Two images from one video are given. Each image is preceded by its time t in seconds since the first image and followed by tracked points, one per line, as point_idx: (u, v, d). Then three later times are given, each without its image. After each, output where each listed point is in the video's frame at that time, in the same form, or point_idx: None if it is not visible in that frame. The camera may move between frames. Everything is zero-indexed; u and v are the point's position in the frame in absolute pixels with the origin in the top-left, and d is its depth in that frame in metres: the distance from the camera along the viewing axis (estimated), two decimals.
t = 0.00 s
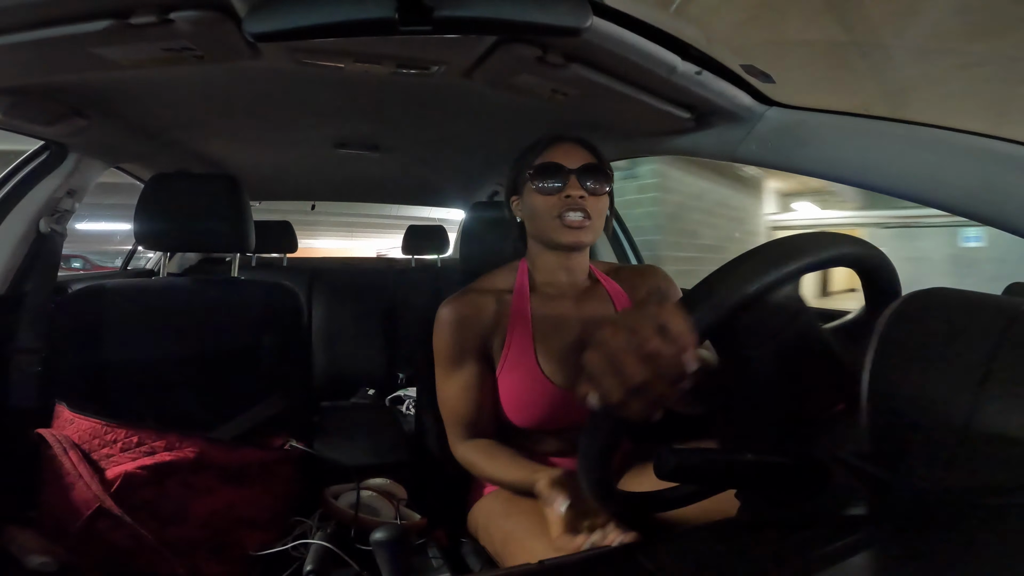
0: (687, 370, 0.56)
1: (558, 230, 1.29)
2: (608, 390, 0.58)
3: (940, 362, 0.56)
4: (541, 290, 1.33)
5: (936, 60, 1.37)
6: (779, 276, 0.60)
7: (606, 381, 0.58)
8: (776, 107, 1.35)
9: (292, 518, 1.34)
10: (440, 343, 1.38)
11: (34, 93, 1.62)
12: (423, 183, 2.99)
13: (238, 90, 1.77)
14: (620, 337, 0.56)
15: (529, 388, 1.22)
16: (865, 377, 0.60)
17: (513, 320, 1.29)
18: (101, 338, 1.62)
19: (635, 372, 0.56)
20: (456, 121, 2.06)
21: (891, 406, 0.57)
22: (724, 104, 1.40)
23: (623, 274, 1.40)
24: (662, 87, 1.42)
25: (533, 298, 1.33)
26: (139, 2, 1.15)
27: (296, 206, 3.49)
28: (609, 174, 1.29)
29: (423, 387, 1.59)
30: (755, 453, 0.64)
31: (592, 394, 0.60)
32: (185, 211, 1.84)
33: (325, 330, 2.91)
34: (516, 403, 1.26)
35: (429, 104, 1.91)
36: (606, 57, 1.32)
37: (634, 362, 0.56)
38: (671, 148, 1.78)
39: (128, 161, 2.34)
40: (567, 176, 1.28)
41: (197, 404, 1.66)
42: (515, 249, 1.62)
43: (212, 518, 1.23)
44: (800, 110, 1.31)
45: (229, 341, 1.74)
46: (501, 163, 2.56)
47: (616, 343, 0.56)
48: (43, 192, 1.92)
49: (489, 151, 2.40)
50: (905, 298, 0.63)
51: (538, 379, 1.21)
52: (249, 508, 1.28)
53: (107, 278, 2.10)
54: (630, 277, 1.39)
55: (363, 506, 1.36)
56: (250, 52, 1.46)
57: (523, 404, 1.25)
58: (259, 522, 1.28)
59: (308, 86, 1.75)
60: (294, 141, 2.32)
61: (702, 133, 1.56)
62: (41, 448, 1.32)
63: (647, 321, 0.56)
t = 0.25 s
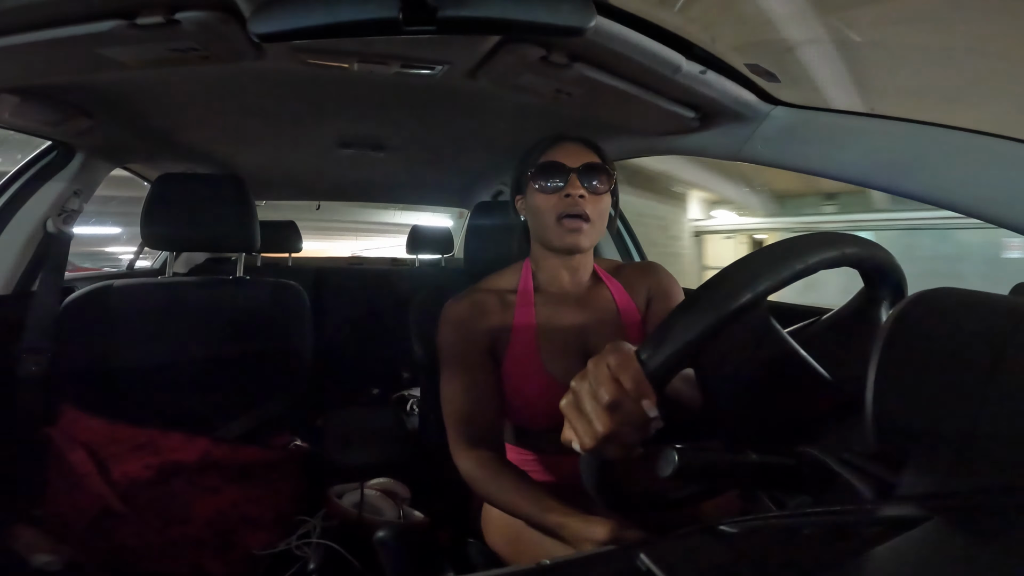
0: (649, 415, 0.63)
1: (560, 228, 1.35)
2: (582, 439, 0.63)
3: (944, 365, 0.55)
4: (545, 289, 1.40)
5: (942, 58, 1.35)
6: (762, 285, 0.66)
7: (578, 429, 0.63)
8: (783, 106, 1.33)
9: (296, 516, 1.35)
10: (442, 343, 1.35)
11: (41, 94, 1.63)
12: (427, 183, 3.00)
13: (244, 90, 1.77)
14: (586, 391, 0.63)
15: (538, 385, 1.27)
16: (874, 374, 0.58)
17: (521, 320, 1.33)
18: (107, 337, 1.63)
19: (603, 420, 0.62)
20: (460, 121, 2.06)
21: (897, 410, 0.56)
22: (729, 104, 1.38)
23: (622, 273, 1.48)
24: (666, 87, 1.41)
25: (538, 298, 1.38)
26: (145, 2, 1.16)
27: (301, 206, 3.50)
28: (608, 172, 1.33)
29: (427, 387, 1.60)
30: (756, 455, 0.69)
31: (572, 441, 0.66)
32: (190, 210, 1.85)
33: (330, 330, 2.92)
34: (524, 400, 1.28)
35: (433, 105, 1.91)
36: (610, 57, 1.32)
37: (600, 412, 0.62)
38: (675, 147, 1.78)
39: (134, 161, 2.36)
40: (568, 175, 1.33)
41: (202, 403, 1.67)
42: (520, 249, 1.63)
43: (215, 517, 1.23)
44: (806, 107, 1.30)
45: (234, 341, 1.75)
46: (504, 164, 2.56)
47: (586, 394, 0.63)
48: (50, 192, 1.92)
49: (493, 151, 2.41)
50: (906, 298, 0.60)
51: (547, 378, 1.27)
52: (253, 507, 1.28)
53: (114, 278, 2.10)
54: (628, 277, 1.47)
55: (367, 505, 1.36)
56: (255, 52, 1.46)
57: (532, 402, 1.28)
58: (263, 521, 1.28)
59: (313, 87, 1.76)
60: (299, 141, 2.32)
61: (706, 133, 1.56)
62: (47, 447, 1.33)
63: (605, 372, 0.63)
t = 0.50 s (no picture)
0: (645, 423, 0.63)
1: (561, 226, 1.37)
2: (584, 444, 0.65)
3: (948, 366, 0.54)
4: (546, 288, 1.42)
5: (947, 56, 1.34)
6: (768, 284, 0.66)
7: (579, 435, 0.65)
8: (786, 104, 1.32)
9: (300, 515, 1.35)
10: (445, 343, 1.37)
11: (46, 95, 1.63)
12: (431, 182, 3.00)
13: (248, 89, 1.78)
14: (585, 398, 0.65)
15: (539, 385, 1.28)
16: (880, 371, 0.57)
17: (522, 320, 1.33)
18: (113, 337, 1.63)
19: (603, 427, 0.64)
20: (464, 121, 2.06)
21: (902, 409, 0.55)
22: (733, 103, 1.37)
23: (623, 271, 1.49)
24: (669, 86, 1.41)
25: (539, 297, 1.39)
26: (149, 2, 1.16)
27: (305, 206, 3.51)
28: (609, 170, 1.35)
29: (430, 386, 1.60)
30: (761, 455, 0.70)
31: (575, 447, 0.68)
32: (194, 211, 1.86)
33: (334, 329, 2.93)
34: (527, 399, 1.29)
35: (437, 104, 1.91)
36: (613, 56, 1.31)
37: (597, 419, 0.63)
38: (679, 146, 1.78)
39: (140, 162, 2.37)
40: (569, 173, 1.34)
41: (206, 402, 1.68)
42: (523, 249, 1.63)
43: (221, 516, 1.23)
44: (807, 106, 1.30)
45: (238, 340, 1.75)
46: (508, 163, 2.56)
47: (585, 401, 0.65)
48: (55, 193, 1.93)
49: (497, 150, 2.41)
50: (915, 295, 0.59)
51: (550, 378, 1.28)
52: (256, 505, 1.28)
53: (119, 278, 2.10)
54: (629, 274, 1.48)
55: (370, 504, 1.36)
56: (259, 52, 1.47)
57: (535, 401, 1.28)
58: (267, 521, 1.28)
59: (316, 87, 1.76)
60: (303, 141, 2.33)
61: (709, 132, 1.55)
62: (52, 446, 1.33)
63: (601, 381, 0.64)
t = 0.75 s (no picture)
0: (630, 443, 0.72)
1: (555, 232, 1.36)
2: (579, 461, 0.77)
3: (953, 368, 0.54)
4: (542, 292, 1.42)
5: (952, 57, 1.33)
6: (763, 291, 0.66)
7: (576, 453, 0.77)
8: (790, 104, 1.32)
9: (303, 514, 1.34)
10: (445, 347, 1.38)
11: (50, 95, 1.64)
12: (433, 183, 3.00)
13: (251, 89, 1.78)
14: (579, 417, 0.76)
15: (536, 388, 1.28)
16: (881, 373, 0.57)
17: (518, 323, 1.34)
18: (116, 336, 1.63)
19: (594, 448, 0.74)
20: (467, 121, 2.07)
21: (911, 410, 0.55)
22: (737, 105, 1.37)
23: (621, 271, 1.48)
24: (673, 87, 1.40)
25: (534, 300, 1.39)
26: (153, 2, 1.16)
27: (308, 206, 3.51)
28: (599, 172, 1.35)
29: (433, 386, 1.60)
30: (762, 457, 0.70)
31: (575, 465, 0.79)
32: (197, 210, 1.86)
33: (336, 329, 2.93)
34: (525, 401, 1.29)
35: (440, 105, 1.91)
36: (616, 57, 1.31)
37: (588, 440, 0.75)
38: (681, 147, 1.78)
39: (144, 161, 2.37)
40: (559, 178, 1.34)
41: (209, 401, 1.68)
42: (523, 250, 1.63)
43: (223, 515, 1.23)
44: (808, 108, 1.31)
45: (240, 340, 1.75)
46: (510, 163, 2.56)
47: (578, 426, 0.76)
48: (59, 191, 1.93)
49: (499, 150, 2.41)
50: (917, 299, 0.59)
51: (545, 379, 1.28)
52: (259, 504, 1.27)
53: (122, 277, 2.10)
54: (629, 274, 1.47)
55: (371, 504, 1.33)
56: (262, 52, 1.47)
57: (534, 404, 1.28)
58: (269, 519, 1.26)
59: (319, 87, 1.76)
60: (306, 141, 2.33)
61: (713, 132, 1.55)
62: (56, 444, 1.34)
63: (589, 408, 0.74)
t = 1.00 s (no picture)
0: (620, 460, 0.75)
1: (555, 232, 1.36)
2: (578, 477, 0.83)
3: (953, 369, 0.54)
4: (543, 292, 1.39)
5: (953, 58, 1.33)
6: (757, 293, 0.66)
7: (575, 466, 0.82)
8: (790, 105, 1.33)
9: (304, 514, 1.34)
10: (447, 347, 1.38)
11: (51, 95, 1.64)
12: (434, 182, 3.01)
13: (252, 89, 1.78)
14: (579, 434, 0.81)
15: (538, 389, 1.27)
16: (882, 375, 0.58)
17: (518, 322, 1.33)
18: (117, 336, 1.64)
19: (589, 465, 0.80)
20: (467, 121, 2.07)
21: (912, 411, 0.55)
22: (738, 104, 1.37)
23: (624, 271, 1.48)
24: (674, 87, 1.40)
25: (536, 299, 1.37)
26: (154, 2, 1.16)
27: (309, 206, 3.52)
28: (599, 172, 1.35)
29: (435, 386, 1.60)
30: (765, 457, 0.70)
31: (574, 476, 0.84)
32: (199, 210, 1.86)
33: (337, 328, 2.94)
34: (526, 402, 1.29)
35: (441, 105, 1.92)
36: (617, 57, 1.31)
37: (584, 454, 0.80)
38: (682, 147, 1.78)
39: (145, 161, 2.38)
40: (560, 178, 1.34)
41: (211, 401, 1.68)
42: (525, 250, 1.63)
43: (225, 515, 1.23)
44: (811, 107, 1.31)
45: (241, 340, 1.76)
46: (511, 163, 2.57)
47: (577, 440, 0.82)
48: (60, 191, 1.93)
49: (500, 150, 2.41)
50: (913, 301, 0.59)
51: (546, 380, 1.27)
52: (259, 504, 1.28)
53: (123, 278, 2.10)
54: (631, 275, 1.47)
55: (372, 504, 1.32)
56: (263, 52, 1.47)
57: (536, 404, 1.28)
58: (270, 519, 1.26)
59: (320, 87, 1.77)
60: (306, 141, 2.33)
61: (714, 132, 1.55)
62: (58, 445, 1.34)
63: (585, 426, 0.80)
